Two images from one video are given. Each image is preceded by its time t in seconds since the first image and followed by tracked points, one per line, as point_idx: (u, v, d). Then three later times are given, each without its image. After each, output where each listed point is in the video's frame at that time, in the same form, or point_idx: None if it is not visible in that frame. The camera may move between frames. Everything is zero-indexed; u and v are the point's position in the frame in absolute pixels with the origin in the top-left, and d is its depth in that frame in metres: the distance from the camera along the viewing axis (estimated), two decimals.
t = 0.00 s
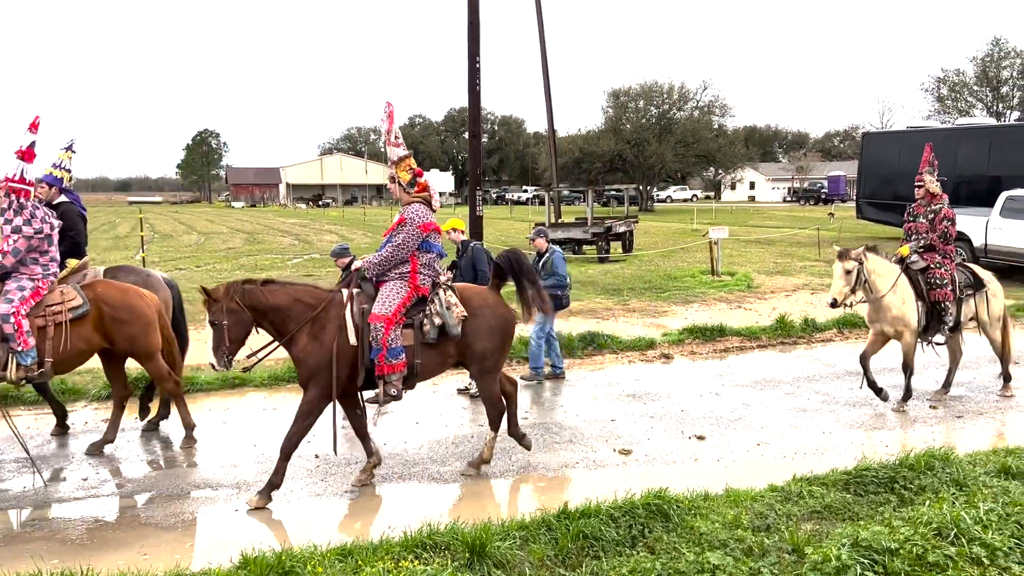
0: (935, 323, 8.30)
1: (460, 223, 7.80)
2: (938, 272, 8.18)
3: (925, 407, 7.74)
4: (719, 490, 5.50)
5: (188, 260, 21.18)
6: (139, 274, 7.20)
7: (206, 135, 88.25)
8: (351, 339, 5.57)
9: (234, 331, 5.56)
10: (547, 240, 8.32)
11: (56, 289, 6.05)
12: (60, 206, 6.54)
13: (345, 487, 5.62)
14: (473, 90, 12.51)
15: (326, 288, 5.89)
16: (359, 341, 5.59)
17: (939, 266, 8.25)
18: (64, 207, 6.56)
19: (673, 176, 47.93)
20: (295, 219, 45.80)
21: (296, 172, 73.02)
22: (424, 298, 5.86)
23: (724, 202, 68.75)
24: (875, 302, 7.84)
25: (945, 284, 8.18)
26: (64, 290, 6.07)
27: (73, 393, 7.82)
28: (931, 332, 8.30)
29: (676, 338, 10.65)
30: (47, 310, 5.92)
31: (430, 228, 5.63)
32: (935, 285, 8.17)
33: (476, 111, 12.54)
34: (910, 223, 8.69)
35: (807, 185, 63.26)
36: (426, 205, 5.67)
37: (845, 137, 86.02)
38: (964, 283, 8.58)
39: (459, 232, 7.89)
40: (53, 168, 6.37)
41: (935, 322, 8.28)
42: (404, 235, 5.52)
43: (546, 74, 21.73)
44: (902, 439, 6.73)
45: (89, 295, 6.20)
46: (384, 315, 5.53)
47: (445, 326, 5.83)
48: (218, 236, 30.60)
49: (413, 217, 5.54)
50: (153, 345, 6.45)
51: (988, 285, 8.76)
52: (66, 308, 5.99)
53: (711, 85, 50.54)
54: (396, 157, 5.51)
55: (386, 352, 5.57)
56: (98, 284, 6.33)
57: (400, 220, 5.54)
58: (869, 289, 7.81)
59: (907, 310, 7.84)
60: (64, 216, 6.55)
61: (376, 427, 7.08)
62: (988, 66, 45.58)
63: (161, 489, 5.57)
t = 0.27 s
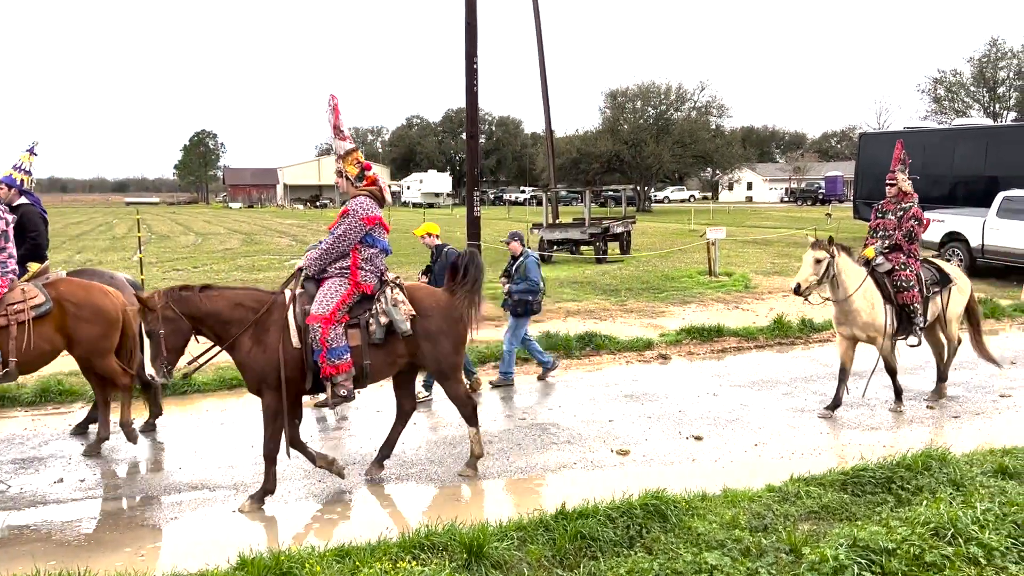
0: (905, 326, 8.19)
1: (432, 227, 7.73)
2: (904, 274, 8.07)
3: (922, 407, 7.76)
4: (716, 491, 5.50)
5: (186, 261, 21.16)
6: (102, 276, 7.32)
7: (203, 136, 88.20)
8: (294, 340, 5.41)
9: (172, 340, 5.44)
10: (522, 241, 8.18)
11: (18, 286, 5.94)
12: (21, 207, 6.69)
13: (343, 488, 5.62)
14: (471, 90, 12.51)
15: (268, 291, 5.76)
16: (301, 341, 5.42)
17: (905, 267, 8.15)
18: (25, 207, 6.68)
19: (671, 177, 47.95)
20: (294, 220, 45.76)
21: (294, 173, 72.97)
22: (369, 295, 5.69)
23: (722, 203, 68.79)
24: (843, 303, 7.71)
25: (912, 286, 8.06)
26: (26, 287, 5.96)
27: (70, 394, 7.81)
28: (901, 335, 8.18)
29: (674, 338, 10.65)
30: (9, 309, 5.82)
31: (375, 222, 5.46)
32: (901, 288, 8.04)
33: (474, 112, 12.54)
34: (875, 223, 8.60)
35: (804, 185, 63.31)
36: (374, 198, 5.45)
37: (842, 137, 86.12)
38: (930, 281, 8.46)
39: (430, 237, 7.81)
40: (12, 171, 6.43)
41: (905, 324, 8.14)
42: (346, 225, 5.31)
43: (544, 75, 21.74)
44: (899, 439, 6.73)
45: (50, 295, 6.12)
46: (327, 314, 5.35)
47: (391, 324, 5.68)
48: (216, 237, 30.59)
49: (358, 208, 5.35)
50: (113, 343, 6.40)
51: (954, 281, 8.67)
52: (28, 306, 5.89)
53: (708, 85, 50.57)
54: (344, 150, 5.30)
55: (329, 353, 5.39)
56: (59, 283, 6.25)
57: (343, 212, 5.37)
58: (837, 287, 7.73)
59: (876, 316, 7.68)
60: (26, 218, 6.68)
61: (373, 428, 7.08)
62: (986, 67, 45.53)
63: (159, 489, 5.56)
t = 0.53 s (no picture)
0: (870, 329, 8.03)
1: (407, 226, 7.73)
2: (872, 278, 7.83)
3: (920, 407, 7.76)
4: (714, 491, 5.51)
5: (185, 262, 21.15)
6: (61, 277, 7.22)
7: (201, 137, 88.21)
8: (235, 351, 5.17)
9: (112, 347, 5.10)
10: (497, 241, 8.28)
11: None
12: None
13: (340, 488, 5.61)
14: (469, 91, 12.52)
15: (210, 296, 5.46)
16: (245, 352, 5.20)
17: (873, 270, 7.91)
18: None
19: (669, 177, 47.98)
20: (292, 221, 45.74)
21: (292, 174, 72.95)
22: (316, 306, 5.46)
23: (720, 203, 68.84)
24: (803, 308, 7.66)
25: (880, 290, 7.85)
26: None
27: (68, 395, 7.80)
28: (867, 338, 8.04)
29: (672, 339, 10.65)
30: None
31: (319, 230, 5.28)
32: (869, 291, 7.85)
33: (472, 112, 12.54)
34: (843, 224, 8.28)
35: (802, 186, 63.35)
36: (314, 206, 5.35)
37: (840, 137, 86.20)
38: (901, 288, 8.13)
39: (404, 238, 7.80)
40: None
41: (870, 328, 8.00)
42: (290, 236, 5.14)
43: (542, 75, 21.76)
44: (897, 439, 6.74)
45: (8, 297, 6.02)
46: (268, 326, 5.14)
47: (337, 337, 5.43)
48: (214, 238, 30.59)
49: (300, 218, 5.18)
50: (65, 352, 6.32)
51: (924, 289, 8.32)
52: None
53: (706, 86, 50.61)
54: (281, 155, 5.24)
55: (269, 366, 5.18)
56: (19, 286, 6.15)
57: (287, 222, 5.17)
58: (799, 294, 7.64)
59: (835, 317, 7.66)
60: None
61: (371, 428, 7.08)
62: (983, 67, 45.56)
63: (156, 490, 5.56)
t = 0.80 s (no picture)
0: (836, 331, 7.83)
1: (372, 229, 7.70)
2: (835, 280, 7.61)
3: (919, 407, 7.78)
4: (712, 491, 5.52)
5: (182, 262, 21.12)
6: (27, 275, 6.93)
7: (199, 137, 88.27)
8: (176, 350, 5.06)
9: (43, 335, 5.04)
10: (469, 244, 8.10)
11: None
12: None
13: (340, 488, 5.62)
14: (467, 91, 12.51)
15: (149, 296, 5.40)
16: (184, 352, 5.07)
17: (839, 273, 7.67)
18: None
19: (667, 177, 48.00)
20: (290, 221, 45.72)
21: (290, 174, 72.89)
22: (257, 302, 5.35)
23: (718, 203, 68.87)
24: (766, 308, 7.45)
25: (844, 293, 7.62)
26: None
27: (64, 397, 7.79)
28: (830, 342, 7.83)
29: (670, 339, 10.65)
30: None
31: (261, 226, 5.20)
32: (832, 294, 7.62)
33: (470, 113, 12.54)
34: (815, 222, 8.06)
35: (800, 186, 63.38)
36: (259, 201, 5.26)
37: (838, 137, 86.27)
38: (869, 287, 7.91)
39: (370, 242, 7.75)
40: None
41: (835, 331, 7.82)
42: (230, 232, 5.06)
43: (540, 76, 21.78)
44: (896, 439, 6.75)
45: None
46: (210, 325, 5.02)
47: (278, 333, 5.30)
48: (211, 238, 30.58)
49: (243, 213, 5.10)
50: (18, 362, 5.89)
51: (893, 286, 8.11)
52: None
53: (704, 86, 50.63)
54: (224, 149, 5.11)
55: (212, 365, 5.05)
56: None
57: (227, 218, 5.10)
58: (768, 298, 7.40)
59: (801, 320, 7.41)
60: None
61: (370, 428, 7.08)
62: (981, 68, 45.56)
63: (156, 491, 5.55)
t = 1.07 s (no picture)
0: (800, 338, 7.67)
1: (340, 229, 7.68)
2: (801, 282, 7.48)
3: (917, 407, 7.79)
4: (710, 491, 5.52)
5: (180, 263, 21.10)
6: None
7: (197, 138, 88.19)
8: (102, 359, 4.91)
9: None
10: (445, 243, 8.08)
11: None
12: None
13: (338, 489, 5.61)
14: (466, 92, 12.52)
15: (82, 305, 5.30)
16: (112, 362, 4.91)
17: (806, 275, 7.55)
18: None
19: (666, 178, 48.03)
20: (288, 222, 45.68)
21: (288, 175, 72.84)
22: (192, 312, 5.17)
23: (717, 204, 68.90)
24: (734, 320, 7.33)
25: (809, 295, 7.49)
26: None
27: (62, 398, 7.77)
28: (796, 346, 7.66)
29: (669, 340, 10.64)
30: None
31: (199, 238, 5.04)
32: (798, 297, 7.49)
33: (468, 114, 12.54)
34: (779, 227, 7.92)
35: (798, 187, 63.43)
36: (196, 212, 5.09)
37: (837, 138, 86.35)
38: (833, 292, 7.86)
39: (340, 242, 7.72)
40: None
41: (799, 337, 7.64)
42: (166, 246, 4.88)
43: (539, 77, 21.79)
44: (895, 439, 6.75)
45: None
46: (143, 333, 4.86)
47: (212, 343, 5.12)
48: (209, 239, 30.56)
49: (178, 226, 4.92)
50: None
51: (860, 292, 8.06)
52: None
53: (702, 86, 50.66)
54: (159, 157, 4.91)
55: (139, 375, 4.87)
56: None
57: (163, 230, 4.92)
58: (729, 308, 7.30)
59: (770, 322, 7.35)
60: None
61: (368, 430, 7.07)
62: (979, 69, 45.60)
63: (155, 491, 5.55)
